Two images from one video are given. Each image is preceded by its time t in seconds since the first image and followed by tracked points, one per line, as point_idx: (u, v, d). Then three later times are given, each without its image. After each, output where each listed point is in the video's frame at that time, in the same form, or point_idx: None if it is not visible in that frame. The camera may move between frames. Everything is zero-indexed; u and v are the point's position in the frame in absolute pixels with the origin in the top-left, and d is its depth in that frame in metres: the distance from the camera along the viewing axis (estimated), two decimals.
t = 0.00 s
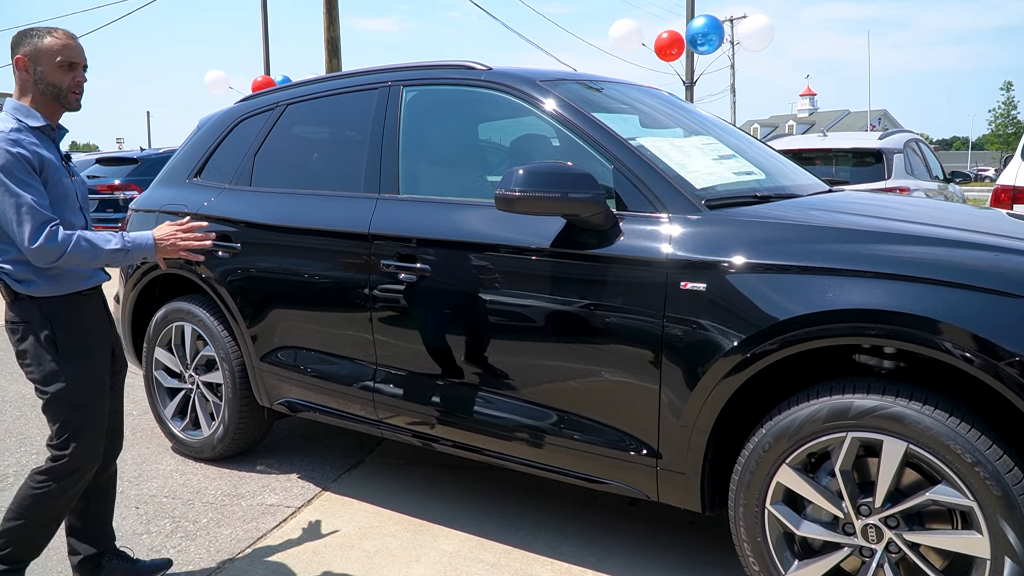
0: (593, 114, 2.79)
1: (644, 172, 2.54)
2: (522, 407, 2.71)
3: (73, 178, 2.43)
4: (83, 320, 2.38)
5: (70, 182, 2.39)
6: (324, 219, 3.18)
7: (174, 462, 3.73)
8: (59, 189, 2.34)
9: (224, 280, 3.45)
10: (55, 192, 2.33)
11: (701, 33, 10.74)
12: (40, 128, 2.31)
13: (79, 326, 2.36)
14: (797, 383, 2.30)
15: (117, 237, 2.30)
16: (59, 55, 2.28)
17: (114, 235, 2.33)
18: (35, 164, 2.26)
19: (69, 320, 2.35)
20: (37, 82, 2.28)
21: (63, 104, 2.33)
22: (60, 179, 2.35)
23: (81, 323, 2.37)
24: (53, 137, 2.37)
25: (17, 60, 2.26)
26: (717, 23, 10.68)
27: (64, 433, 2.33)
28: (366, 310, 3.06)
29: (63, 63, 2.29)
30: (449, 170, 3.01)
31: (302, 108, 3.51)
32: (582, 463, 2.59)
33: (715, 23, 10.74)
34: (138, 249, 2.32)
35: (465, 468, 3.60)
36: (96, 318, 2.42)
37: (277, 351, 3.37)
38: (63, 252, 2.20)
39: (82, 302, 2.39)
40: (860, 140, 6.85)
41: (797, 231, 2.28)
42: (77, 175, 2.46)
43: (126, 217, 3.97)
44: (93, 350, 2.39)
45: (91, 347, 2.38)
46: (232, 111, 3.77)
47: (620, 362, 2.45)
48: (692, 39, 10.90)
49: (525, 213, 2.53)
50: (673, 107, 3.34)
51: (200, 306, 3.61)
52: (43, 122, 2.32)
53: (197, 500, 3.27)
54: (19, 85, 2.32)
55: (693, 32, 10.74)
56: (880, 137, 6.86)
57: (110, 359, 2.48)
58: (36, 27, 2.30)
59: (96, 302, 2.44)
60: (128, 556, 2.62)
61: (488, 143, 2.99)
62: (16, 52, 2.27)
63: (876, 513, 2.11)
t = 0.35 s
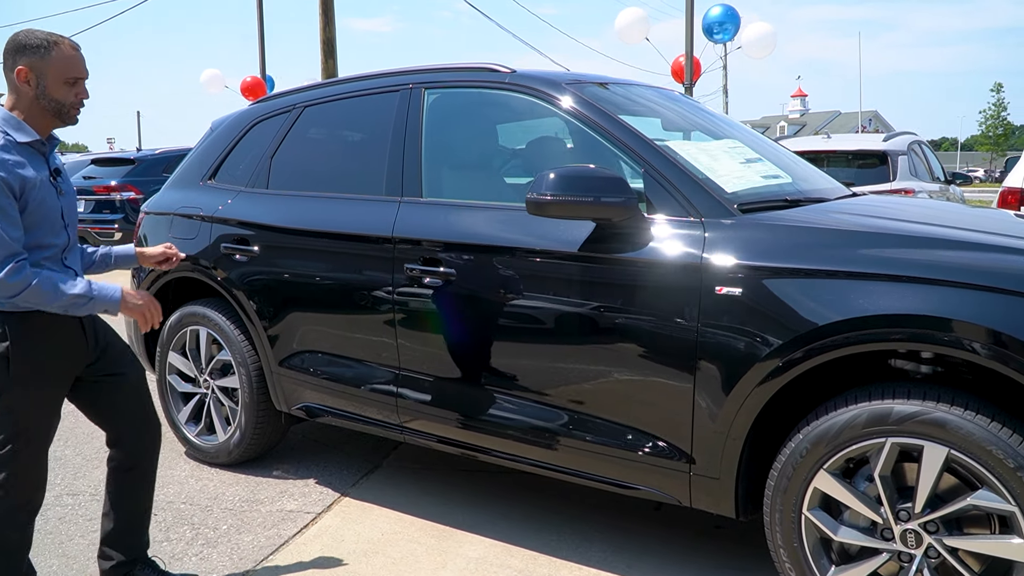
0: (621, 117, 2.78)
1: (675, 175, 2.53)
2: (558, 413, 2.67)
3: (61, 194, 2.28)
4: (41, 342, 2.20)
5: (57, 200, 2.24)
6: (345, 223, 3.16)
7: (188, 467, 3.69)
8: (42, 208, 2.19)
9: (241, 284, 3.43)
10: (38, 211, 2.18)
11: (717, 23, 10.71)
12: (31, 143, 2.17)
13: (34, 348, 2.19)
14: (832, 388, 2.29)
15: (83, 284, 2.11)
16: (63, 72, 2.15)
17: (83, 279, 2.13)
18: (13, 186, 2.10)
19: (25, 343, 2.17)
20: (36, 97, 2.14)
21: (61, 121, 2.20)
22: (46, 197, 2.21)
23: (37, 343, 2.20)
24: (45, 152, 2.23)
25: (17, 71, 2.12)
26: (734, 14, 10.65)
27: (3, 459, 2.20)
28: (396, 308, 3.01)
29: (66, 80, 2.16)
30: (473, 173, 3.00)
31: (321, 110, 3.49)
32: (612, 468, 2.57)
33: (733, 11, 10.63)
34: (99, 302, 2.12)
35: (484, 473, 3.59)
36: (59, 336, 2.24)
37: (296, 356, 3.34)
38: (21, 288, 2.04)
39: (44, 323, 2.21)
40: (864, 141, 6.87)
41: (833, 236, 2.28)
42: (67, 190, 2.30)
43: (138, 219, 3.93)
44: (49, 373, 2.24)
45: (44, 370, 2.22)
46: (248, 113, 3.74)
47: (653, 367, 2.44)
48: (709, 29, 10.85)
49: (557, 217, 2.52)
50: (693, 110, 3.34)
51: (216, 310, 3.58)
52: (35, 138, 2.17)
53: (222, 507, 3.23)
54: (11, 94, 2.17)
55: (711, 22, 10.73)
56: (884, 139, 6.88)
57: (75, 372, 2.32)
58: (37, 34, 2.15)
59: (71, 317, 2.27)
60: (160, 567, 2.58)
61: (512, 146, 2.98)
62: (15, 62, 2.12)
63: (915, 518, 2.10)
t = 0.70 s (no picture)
0: (636, 118, 2.77)
1: (693, 176, 2.52)
2: (561, 413, 2.69)
3: (79, 199, 2.21)
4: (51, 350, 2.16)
5: (71, 205, 2.18)
6: (355, 224, 3.13)
7: (192, 472, 3.65)
8: (51, 216, 2.13)
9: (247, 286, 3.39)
10: (46, 219, 2.13)
11: (720, 20, 10.73)
12: (44, 146, 2.10)
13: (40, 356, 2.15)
14: (854, 390, 2.29)
15: (43, 335, 2.00)
16: (79, 73, 2.07)
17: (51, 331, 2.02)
18: (12, 195, 2.05)
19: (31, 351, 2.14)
20: (53, 100, 2.07)
21: (80, 122, 2.13)
22: (58, 204, 2.15)
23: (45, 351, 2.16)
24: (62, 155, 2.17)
25: (32, 74, 2.05)
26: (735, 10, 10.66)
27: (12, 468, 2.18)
28: (400, 308, 3.01)
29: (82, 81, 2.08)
30: (485, 174, 2.98)
31: (329, 111, 3.46)
32: (630, 472, 2.56)
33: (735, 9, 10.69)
34: (51, 356, 2.01)
35: (492, 475, 3.58)
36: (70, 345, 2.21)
37: (304, 359, 3.31)
38: None
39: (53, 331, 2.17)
40: (859, 142, 6.89)
41: (854, 237, 2.29)
42: (87, 196, 2.24)
43: (139, 221, 3.89)
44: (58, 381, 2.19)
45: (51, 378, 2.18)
46: (253, 114, 3.71)
47: (673, 369, 2.43)
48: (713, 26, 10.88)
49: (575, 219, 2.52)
50: (703, 110, 3.34)
51: (221, 313, 3.54)
52: (49, 142, 2.12)
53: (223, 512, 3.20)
54: (29, 97, 2.11)
55: (716, 19, 10.77)
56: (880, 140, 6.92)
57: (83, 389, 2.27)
58: (50, 32, 2.06)
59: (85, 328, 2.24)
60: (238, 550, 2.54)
61: (525, 147, 2.97)
62: (30, 64, 2.05)
63: (939, 519, 2.10)
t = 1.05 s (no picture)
0: (640, 116, 2.74)
1: (700, 175, 2.49)
2: (555, 413, 2.67)
3: (145, 197, 2.15)
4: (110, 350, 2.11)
5: (135, 203, 2.12)
6: (352, 225, 3.07)
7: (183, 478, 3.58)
8: (111, 213, 2.07)
9: (242, 289, 3.31)
10: (107, 215, 2.07)
11: (695, 24, 10.75)
12: (112, 141, 2.07)
13: (100, 357, 2.10)
14: (864, 391, 2.26)
15: (48, 358, 1.92)
16: (162, 72, 2.06)
17: (63, 354, 1.95)
18: (71, 187, 1.99)
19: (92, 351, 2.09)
20: (133, 97, 2.06)
21: (156, 122, 2.12)
22: (120, 200, 2.09)
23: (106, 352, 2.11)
24: (131, 152, 2.14)
25: (116, 70, 2.03)
26: (712, 14, 10.68)
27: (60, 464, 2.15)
28: (390, 309, 2.98)
29: (164, 81, 2.07)
30: (486, 174, 2.94)
31: (323, 110, 3.40)
32: (637, 475, 2.53)
33: (711, 13, 10.68)
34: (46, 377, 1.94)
35: (490, 479, 3.53)
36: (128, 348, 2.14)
37: (299, 363, 3.25)
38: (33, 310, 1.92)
39: (114, 329, 2.12)
40: (849, 142, 6.90)
41: (865, 237, 2.26)
42: (156, 194, 2.18)
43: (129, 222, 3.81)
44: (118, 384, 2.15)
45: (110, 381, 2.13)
46: (245, 112, 3.64)
47: (681, 372, 2.40)
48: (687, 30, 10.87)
49: (581, 219, 2.48)
50: (703, 108, 3.30)
51: (213, 317, 3.46)
52: (119, 139, 2.09)
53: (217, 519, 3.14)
54: (109, 93, 2.09)
55: (688, 24, 10.76)
56: (869, 140, 6.94)
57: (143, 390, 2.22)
58: (137, 30, 2.05)
59: (145, 329, 2.18)
60: None
61: (526, 146, 2.92)
62: (114, 60, 2.03)
63: (954, 521, 2.08)
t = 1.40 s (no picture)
0: (642, 114, 2.69)
1: (705, 175, 2.45)
2: (557, 418, 2.62)
3: (206, 191, 2.16)
4: (171, 343, 2.11)
5: (195, 196, 2.13)
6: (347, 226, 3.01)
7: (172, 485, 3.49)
8: (169, 204, 2.08)
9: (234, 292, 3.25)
10: (166, 207, 2.08)
11: (664, 32, 10.72)
12: (176, 134, 2.10)
13: (164, 350, 2.11)
14: (873, 396, 2.22)
15: (115, 346, 1.96)
16: (226, 64, 2.10)
17: (131, 341, 1.98)
18: (132, 176, 2.01)
19: (154, 343, 2.10)
20: (197, 89, 2.10)
21: (220, 116, 2.14)
22: (180, 192, 2.10)
23: (167, 346, 2.11)
24: (195, 146, 2.17)
25: (182, 61, 2.08)
26: (678, 23, 10.65)
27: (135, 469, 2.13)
28: (378, 311, 2.93)
29: (228, 74, 2.11)
30: (485, 175, 2.89)
31: (316, 108, 3.33)
32: (640, 481, 2.50)
33: (678, 22, 10.65)
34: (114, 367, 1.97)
35: (486, 483, 3.47)
36: (189, 343, 2.14)
37: (292, 367, 3.18)
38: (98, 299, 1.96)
39: (175, 324, 2.12)
40: (837, 142, 6.91)
41: (874, 237, 2.22)
42: (217, 189, 2.19)
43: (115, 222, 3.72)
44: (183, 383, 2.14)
45: (176, 376, 2.12)
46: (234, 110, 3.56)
47: (689, 376, 2.36)
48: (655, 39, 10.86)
49: (585, 219, 2.44)
50: (701, 107, 3.27)
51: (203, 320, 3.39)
52: (183, 131, 2.11)
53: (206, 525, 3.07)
54: (177, 87, 2.14)
55: (658, 32, 10.73)
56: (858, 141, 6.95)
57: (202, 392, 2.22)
58: (207, 25, 2.11)
59: (200, 323, 2.17)
60: None
61: (525, 146, 2.87)
62: (183, 52, 2.09)
63: (967, 527, 2.04)
